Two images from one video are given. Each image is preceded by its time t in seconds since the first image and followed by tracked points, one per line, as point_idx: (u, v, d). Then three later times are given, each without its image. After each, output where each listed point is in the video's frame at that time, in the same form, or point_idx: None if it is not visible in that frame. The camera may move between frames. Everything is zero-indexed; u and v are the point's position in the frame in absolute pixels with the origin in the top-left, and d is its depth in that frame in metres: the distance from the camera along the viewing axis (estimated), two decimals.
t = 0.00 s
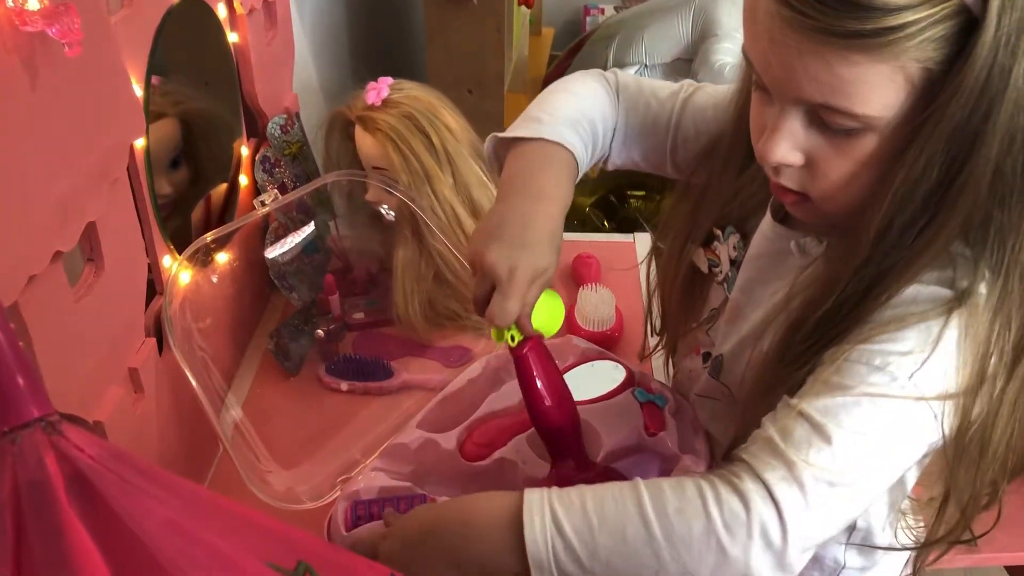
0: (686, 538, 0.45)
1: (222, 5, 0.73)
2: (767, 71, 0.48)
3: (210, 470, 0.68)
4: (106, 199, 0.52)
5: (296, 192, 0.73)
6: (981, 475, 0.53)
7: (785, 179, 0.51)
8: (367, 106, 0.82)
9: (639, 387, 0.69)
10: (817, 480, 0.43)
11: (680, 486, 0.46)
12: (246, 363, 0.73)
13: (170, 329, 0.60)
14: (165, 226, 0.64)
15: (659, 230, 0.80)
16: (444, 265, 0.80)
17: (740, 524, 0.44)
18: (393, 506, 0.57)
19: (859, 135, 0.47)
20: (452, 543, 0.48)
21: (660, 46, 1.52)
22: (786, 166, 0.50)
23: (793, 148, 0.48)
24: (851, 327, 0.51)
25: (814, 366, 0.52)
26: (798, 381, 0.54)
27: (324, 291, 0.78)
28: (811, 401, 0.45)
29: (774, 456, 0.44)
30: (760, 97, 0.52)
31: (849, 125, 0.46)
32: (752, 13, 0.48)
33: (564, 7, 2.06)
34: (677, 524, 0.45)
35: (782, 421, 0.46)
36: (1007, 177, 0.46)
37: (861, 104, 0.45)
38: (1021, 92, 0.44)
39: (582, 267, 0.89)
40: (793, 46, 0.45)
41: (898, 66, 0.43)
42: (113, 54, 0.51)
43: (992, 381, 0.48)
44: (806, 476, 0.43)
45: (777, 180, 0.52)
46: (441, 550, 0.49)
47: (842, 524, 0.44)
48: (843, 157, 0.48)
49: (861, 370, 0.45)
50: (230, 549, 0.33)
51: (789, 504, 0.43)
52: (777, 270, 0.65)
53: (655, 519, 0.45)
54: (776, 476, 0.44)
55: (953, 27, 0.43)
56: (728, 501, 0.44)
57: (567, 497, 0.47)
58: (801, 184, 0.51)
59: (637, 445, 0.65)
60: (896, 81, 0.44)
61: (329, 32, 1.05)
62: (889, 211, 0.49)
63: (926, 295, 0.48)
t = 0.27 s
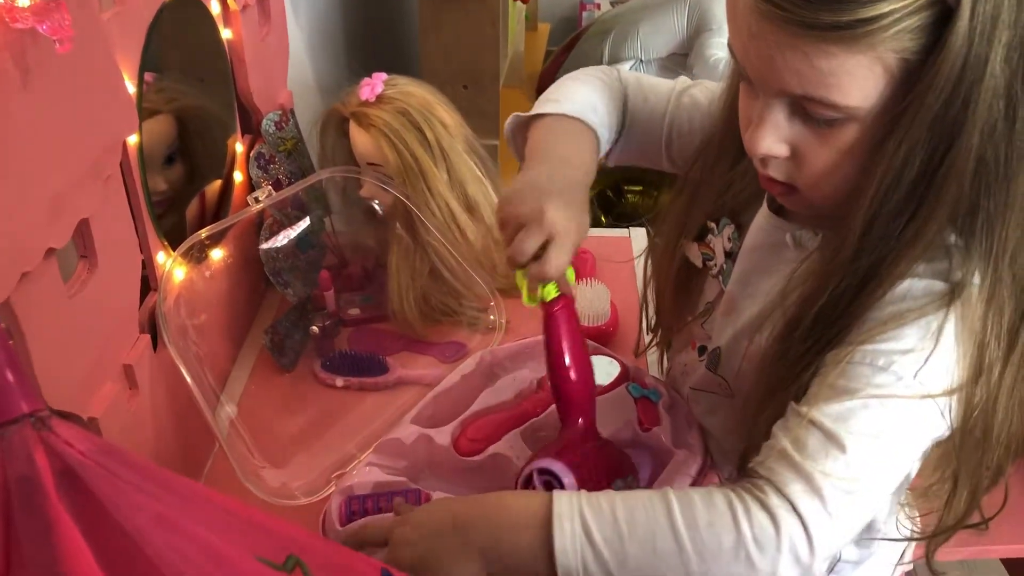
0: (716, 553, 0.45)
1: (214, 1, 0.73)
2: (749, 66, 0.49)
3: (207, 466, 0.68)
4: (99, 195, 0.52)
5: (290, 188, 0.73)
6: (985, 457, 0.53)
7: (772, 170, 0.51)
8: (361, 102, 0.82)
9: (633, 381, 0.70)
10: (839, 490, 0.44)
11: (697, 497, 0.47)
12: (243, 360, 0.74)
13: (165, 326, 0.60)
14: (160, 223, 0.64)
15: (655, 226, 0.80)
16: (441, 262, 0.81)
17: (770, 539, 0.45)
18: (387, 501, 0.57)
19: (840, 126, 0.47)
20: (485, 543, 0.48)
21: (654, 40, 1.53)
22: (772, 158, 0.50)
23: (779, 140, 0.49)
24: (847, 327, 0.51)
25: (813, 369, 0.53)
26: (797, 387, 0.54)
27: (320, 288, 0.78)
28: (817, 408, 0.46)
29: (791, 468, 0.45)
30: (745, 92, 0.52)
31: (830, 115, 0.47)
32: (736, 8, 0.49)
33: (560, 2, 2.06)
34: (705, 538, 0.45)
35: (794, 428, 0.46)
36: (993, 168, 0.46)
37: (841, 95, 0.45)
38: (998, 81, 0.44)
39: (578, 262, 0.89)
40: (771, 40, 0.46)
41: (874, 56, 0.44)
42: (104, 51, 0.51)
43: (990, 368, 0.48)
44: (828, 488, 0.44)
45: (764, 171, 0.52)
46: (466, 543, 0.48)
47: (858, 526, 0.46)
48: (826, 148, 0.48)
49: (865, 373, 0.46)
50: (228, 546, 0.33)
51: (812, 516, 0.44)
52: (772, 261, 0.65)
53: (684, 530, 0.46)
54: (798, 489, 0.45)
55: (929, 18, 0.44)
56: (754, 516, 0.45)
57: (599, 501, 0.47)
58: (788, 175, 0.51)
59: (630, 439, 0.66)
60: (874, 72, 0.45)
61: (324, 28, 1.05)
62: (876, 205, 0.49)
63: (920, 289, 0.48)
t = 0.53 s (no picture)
0: None
1: None
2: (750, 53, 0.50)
3: (202, 465, 0.68)
4: (93, 194, 0.52)
5: (284, 185, 0.73)
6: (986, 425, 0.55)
7: (772, 157, 0.52)
8: (356, 100, 0.82)
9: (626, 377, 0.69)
10: (904, 507, 0.47)
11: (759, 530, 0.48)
12: (239, 358, 0.74)
13: (159, 324, 0.60)
14: (155, 222, 0.64)
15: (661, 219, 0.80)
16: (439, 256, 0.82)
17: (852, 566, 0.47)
18: (380, 498, 0.57)
19: (840, 113, 0.48)
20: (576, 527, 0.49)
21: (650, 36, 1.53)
22: (773, 145, 0.51)
23: (779, 126, 0.50)
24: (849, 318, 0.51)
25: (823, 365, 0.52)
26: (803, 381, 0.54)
27: (315, 285, 0.78)
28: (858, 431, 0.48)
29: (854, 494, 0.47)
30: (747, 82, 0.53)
31: (828, 101, 0.48)
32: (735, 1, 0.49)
33: None
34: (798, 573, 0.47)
35: (841, 454, 0.48)
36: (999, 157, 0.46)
37: (838, 82, 0.46)
38: (994, 67, 0.45)
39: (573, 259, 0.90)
40: (770, 28, 0.47)
41: (871, 43, 0.45)
42: (98, 49, 0.51)
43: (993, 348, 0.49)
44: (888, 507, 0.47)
45: (764, 159, 0.53)
46: (555, 524, 0.49)
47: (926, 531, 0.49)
48: (825, 134, 0.49)
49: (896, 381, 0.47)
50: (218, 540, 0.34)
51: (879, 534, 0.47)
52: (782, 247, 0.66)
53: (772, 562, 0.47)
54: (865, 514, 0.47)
55: (924, 4, 0.45)
56: (840, 544, 0.47)
57: (688, 521, 0.49)
58: (788, 161, 0.52)
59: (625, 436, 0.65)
60: (871, 58, 0.45)
61: (320, 26, 1.05)
62: (877, 195, 0.49)
63: (936, 292, 0.48)
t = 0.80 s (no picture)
0: None
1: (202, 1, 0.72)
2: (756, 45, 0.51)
3: (198, 468, 0.68)
4: (85, 197, 0.52)
5: (279, 186, 0.73)
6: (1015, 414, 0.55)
7: (778, 147, 0.54)
8: (350, 101, 0.82)
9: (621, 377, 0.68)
10: (937, 521, 0.49)
11: (822, 552, 0.50)
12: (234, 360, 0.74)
13: (153, 327, 0.60)
14: (149, 224, 0.64)
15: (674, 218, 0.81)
16: (435, 260, 0.82)
17: None
18: (374, 500, 0.57)
19: (845, 105, 0.49)
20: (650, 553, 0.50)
21: (645, 35, 1.53)
22: (778, 135, 0.52)
23: (783, 118, 0.51)
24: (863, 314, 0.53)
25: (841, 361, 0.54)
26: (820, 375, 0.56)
27: (310, 287, 0.79)
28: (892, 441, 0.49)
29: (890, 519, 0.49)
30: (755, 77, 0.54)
31: (831, 92, 0.48)
32: None
33: None
34: None
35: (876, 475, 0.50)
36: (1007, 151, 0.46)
37: (839, 72, 0.47)
38: (996, 59, 0.45)
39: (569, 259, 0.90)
40: (773, 18, 0.48)
41: (872, 34, 0.46)
42: (90, 53, 0.51)
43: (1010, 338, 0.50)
44: (924, 529, 0.49)
45: (770, 148, 0.54)
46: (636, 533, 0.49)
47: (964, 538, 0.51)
48: (828, 124, 0.50)
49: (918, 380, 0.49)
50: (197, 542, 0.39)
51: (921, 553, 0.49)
52: (793, 243, 0.66)
53: None
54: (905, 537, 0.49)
55: None
56: (894, 564, 0.48)
57: (757, 548, 0.50)
58: (793, 151, 0.53)
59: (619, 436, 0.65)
60: (872, 49, 0.46)
61: (315, 27, 1.04)
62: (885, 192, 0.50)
63: (960, 301, 0.50)
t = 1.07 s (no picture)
0: None
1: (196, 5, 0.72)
2: (766, 38, 0.52)
3: (193, 473, 0.68)
4: (78, 202, 0.52)
5: (273, 190, 0.73)
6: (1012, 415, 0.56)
7: (784, 139, 0.54)
8: (344, 104, 0.82)
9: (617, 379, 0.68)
10: (914, 517, 0.51)
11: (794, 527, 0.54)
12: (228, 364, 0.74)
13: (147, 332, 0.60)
14: (143, 229, 0.64)
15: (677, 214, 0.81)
16: (429, 261, 0.81)
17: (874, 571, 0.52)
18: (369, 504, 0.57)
19: (852, 98, 0.50)
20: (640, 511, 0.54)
21: (639, 38, 1.54)
22: (785, 128, 0.53)
23: (791, 110, 0.52)
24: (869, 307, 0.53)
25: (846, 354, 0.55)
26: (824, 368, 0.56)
27: (305, 290, 0.79)
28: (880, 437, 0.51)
29: (865, 510, 0.52)
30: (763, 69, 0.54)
31: (840, 87, 0.49)
32: None
33: None
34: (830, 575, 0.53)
35: (863, 467, 0.52)
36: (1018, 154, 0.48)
37: (850, 67, 0.48)
38: (1007, 59, 0.47)
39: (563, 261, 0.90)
40: (786, 12, 0.49)
41: (886, 32, 0.47)
42: (81, 58, 0.51)
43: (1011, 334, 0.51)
44: (901, 522, 0.51)
45: (776, 141, 0.55)
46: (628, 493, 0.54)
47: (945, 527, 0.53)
48: (837, 119, 0.51)
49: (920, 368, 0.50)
50: (187, 548, 0.39)
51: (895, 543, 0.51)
52: (797, 238, 0.66)
53: (803, 560, 0.53)
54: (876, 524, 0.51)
55: None
56: (863, 547, 0.52)
57: (735, 516, 0.55)
58: (798, 144, 0.54)
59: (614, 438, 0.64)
60: (884, 46, 0.48)
61: (309, 30, 1.04)
62: (896, 188, 0.51)
63: (963, 291, 0.51)
